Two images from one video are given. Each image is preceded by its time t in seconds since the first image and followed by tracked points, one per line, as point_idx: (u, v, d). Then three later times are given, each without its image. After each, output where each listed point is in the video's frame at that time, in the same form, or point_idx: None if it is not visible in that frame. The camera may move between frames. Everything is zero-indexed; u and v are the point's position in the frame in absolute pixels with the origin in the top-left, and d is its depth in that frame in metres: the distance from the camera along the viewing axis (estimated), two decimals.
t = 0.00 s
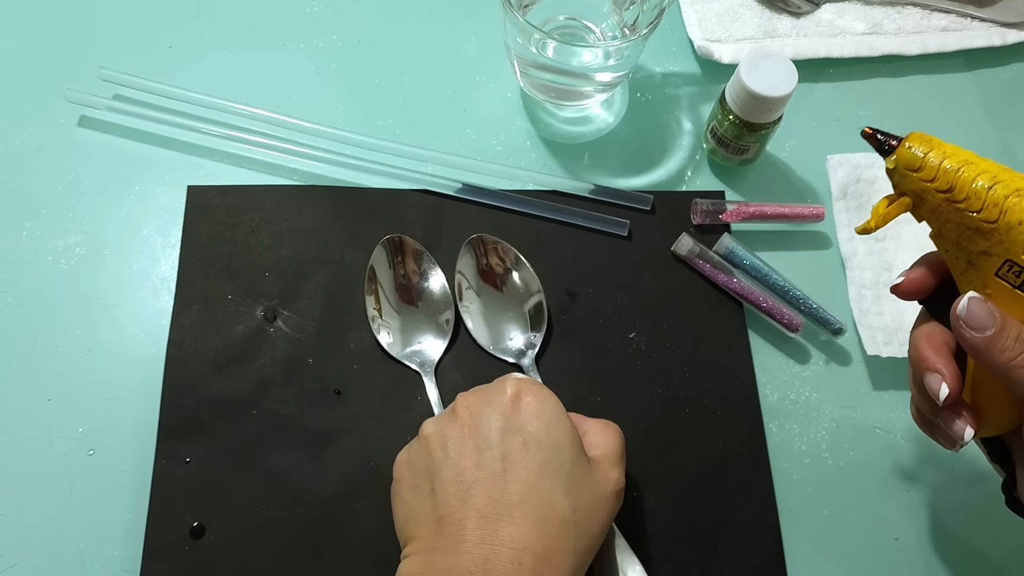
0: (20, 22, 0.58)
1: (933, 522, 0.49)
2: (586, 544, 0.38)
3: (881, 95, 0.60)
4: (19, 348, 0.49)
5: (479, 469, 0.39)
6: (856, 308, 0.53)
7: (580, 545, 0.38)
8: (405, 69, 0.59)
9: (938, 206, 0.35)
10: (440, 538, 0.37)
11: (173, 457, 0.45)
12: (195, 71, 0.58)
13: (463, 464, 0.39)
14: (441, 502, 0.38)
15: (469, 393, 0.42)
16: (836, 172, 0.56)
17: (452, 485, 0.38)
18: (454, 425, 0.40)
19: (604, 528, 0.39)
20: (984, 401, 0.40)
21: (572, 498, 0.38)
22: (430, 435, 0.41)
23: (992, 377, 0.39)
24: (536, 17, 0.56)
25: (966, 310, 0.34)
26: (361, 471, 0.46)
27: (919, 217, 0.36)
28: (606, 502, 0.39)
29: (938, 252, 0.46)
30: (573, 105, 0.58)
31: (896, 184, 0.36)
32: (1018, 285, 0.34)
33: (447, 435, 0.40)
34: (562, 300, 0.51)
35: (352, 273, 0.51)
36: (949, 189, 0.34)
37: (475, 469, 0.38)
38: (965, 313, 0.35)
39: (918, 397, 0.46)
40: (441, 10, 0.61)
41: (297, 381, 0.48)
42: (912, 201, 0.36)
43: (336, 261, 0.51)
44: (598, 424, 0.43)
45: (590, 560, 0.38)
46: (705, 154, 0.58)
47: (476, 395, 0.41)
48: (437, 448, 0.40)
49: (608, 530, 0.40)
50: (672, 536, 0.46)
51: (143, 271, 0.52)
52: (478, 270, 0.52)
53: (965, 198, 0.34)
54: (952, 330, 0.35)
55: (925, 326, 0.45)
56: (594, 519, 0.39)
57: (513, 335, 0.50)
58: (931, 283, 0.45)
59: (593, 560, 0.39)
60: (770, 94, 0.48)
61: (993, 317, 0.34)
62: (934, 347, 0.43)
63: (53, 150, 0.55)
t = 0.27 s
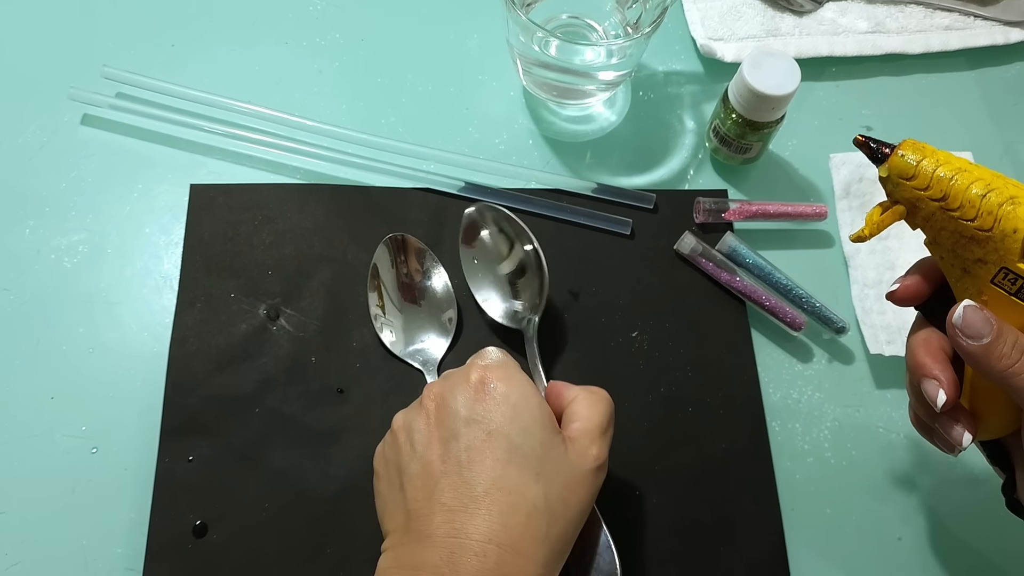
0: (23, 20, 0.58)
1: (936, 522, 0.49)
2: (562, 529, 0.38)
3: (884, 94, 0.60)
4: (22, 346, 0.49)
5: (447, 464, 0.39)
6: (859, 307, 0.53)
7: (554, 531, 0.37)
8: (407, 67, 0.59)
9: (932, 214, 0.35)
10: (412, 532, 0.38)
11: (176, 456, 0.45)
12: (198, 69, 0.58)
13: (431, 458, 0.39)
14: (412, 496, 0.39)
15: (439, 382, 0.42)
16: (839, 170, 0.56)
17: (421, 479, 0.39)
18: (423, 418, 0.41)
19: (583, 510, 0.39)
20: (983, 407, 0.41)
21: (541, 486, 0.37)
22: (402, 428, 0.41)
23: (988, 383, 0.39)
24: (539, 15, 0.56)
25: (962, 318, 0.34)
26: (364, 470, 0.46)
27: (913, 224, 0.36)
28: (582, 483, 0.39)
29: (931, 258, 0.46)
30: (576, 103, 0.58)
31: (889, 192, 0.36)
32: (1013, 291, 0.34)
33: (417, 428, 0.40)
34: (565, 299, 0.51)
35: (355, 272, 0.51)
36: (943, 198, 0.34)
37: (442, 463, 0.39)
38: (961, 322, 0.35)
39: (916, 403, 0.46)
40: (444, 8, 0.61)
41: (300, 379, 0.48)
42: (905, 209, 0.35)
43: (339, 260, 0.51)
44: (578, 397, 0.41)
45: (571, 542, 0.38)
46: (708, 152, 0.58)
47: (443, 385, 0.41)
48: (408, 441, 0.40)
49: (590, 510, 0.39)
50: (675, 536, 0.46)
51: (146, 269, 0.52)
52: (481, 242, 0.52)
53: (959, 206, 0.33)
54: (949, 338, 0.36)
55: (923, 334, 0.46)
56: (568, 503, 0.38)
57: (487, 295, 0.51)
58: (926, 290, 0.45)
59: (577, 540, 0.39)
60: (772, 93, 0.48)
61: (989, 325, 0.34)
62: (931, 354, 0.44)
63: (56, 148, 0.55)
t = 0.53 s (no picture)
0: (25, 19, 0.58)
1: (938, 520, 0.49)
2: (556, 549, 0.35)
3: (885, 93, 0.60)
4: (25, 345, 0.49)
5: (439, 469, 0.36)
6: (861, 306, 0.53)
7: (547, 552, 0.35)
8: (409, 66, 0.59)
9: (915, 223, 0.35)
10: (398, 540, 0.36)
11: (178, 454, 0.45)
12: (200, 68, 0.58)
13: (424, 462, 0.37)
14: (403, 501, 0.37)
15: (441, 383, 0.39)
16: (840, 169, 0.57)
17: (412, 484, 0.37)
18: (421, 420, 0.39)
19: (580, 528, 0.36)
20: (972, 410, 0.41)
21: (533, 502, 0.35)
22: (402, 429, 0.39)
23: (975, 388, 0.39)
24: (540, 14, 0.56)
25: (947, 325, 0.35)
26: (366, 468, 0.46)
27: (896, 233, 0.36)
28: (580, 497, 0.36)
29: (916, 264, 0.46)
30: (577, 102, 0.58)
31: (871, 201, 0.36)
32: (996, 298, 0.34)
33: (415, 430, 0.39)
34: (566, 297, 0.51)
35: (357, 270, 0.51)
36: (925, 208, 0.34)
37: (432, 469, 0.36)
38: (946, 329, 0.35)
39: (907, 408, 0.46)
40: (446, 7, 0.61)
41: (302, 378, 0.48)
42: (888, 218, 0.35)
43: (341, 259, 0.51)
44: (584, 402, 0.39)
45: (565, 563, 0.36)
46: (710, 151, 0.57)
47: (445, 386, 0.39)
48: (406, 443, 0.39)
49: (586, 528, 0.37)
50: (676, 534, 0.46)
51: (148, 268, 0.52)
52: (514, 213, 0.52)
53: (941, 216, 0.33)
54: (935, 346, 0.36)
55: (911, 340, 0.46)
56: (564, 522, 0.35)
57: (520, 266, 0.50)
58: (913, 298, 0.45)
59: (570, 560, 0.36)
60: (774, 91, 0.48)
61: (974, 332, 0.34)
62: (920, 359, 0.44)
63: (58, 147, 0.55)
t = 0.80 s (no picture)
0: (27, 19, 0.58)
1: (939, 519, 0.49)
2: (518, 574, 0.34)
3: (886, 92, 0.60)
4: (26, 344, 0.49)
5: (419, 473, 0.37)
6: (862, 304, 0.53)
7: None
8: (410, 66, 0.59)
9: (905, 223, 0.35)
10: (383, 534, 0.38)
11: (180, 453, 0.45)
12: (202, 67, 0.58)
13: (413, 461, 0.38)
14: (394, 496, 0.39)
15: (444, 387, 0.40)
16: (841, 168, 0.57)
17: (402, 482, 0.38)
18: (424, 422, 0.40)
19: (550, 555, 0.34)
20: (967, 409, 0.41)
21: (492, 520, 0.34)
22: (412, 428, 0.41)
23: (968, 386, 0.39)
24: (541, 13, 0.56)
25: (938, 324, 0.35)
26: (368, 466, 0.46)
27: (889, 233, 0.36)
28: (545, 522, 0.34)
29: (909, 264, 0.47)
30: (578, 101, 0.58)
31: (863, 202, 0.36)
32: (987, 296, 0.35)
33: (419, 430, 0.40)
34: (567, 296, 0.51)
35: (358, 269, 0.51)
36: (914, 207, 0.34)
37: (415, 471, 0.38)
38: (937, 328, 0.35)
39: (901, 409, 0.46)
40: (447, 7, 0.61)
41: (303, 377, 0.48)
42: (880, 219, 0.36)
43: (342, 258, 0.51)
44: (580, 413, 0.36)
45: None
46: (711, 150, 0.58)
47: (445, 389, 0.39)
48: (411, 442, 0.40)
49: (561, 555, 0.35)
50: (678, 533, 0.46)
51: (150, 267, 0.52)
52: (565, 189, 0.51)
53: (930, 215, 0.34)
54: (927, 345, 0.36)
55: (904, 339, 0.46)
56: (528, 547, 0.34)
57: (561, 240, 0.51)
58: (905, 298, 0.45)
59: None
60: (774, 90, 0.48)
61: (965, 330, 0.34)
62: (913, 358, 0.44)
63: (59, 146, 0.55)
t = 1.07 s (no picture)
0: (27, 20, 0.58)
1: (939, 518, 0.49)
2: (466, 532, 0.35)
3: (885, 91, 0.60)
4: (26, 344, 0.49)
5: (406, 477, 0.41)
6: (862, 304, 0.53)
7: (456, 535, 0.35)
8: (410, 66, 0.59)
9: (909, 219, 0.35)
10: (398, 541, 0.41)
11: (180, 452, 0.45)
12: (202, 68, 0.58)
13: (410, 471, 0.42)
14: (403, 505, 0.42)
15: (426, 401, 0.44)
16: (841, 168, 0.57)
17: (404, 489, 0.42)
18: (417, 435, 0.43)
19: (496, 508, 0.35)
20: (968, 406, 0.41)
21: (445, 493, 0.36)
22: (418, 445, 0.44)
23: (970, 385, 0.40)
24: (541, 13, 0.56)
25: (939, 319, 0.35)
26: (368, 466, 0.46)
27: (891, 230, 0.36)
28: (493, 483, 0.36)
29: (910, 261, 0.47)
30: (578, 101, 0.58)
31: (866, 198, 0.36)
32: (989, 293, 0.35)
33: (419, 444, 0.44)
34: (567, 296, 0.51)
35: (358, 269, 0.51)
36: (918, 203, 0.34)
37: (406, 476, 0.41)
38: (937, 323, 0.35)
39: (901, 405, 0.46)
40: (447, 7, 0.61)
41: (303, 376, 0.48)
42: (883, 215, 0.35)
43: (342, 257, 0.52)
44: (519, 372, 0.38)
45: (491, 547, 0.35)
46: (711, 150, 0.58)
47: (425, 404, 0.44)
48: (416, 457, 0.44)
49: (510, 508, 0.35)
50: (678, 532, 0.46)
51: (150, 267, 0.52)
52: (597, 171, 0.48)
53: (934, 211, 0.34)
54: (928, 341, 0.36)
55: (905, 336, 0.46)
56: (470, 503, 0.36)
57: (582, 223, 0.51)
58: (906, 294, 0.46)
59: (500, 546, 0.35)
60: (774, 90, 0.48)
61: (966, 326, 0.34)
62: (913, 355, 0.44)
63: (59, 147, 0.55)
